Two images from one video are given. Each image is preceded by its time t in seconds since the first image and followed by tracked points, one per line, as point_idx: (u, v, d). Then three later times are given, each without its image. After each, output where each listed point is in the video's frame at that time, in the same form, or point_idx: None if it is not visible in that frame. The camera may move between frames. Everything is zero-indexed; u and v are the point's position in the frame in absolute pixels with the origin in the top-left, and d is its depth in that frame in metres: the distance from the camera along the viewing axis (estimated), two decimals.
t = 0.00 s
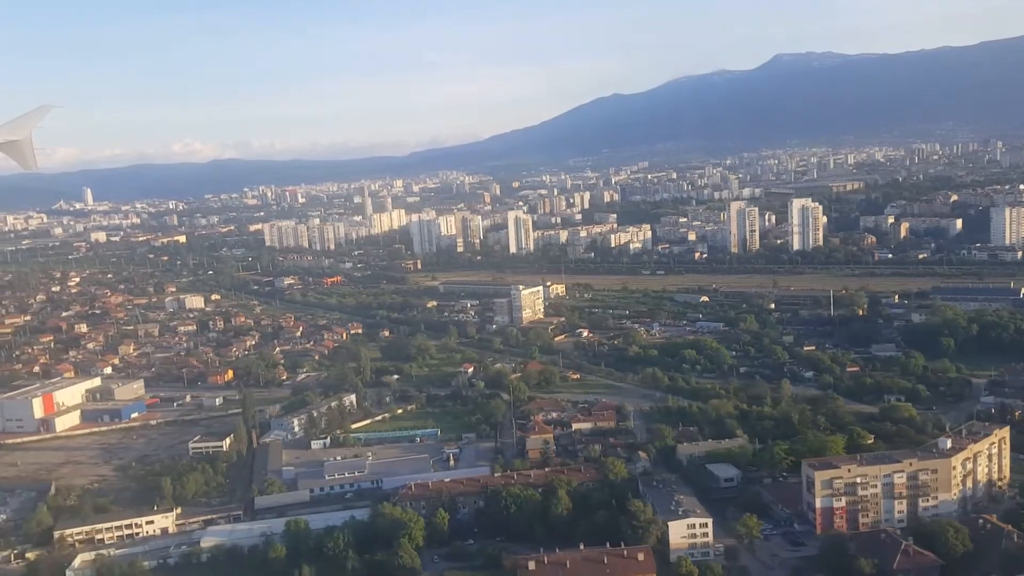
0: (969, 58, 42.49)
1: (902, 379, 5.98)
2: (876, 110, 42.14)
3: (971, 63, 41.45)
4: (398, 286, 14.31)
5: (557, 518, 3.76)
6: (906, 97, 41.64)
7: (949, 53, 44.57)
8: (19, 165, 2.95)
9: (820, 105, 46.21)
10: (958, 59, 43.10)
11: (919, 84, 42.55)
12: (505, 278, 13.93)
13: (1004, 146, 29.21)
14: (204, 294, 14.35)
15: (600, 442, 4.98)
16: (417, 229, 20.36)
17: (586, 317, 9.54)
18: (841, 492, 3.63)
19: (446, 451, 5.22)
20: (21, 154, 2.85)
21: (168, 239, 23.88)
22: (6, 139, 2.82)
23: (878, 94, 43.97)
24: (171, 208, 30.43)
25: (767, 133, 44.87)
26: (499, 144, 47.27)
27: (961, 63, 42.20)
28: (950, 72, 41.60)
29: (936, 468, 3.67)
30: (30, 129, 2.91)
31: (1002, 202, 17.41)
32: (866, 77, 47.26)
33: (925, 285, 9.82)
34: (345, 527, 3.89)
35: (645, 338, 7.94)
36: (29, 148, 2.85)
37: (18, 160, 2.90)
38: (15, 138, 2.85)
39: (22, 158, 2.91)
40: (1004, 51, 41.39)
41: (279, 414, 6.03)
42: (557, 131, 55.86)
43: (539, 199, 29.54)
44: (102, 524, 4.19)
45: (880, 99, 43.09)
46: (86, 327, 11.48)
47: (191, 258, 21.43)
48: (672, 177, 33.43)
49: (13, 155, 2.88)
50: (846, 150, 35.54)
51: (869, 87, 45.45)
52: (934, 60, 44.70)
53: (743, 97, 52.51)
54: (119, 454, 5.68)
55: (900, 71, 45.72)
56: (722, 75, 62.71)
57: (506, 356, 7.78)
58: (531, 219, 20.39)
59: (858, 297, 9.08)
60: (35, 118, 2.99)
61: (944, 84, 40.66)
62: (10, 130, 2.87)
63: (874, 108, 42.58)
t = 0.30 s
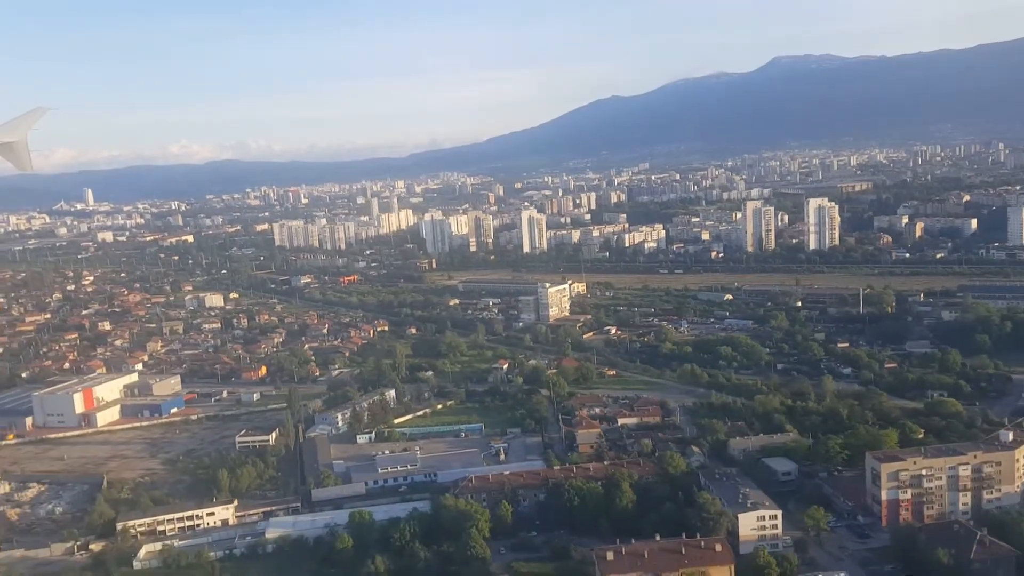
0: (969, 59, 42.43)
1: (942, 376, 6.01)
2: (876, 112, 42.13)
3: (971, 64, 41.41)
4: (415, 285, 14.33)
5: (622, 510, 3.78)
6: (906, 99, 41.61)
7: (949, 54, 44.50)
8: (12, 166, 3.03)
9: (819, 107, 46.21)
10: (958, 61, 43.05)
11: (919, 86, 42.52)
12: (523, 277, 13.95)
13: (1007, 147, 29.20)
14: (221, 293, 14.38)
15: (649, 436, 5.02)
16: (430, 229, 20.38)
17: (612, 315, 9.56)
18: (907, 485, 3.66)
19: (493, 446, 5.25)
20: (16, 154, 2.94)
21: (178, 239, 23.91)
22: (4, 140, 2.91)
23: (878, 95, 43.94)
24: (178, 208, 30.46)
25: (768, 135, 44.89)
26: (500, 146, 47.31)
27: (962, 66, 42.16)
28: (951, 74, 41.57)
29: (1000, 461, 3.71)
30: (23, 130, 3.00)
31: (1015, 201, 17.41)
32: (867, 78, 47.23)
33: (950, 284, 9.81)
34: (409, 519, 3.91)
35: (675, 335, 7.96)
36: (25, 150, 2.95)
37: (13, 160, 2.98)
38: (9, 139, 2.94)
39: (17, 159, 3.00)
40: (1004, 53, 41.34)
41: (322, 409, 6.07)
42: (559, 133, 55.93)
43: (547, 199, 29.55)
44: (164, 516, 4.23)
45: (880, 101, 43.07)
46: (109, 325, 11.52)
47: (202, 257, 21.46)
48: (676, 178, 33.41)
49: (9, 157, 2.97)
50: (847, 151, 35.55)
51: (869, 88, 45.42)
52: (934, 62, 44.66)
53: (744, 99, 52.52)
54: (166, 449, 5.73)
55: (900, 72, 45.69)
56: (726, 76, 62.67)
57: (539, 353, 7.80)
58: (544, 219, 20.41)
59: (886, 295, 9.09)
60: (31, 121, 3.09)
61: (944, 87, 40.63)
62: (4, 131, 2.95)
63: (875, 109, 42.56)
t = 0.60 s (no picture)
0: (972, 65, 42.43)
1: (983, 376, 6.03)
2: (877, 117, 42.16)
3: (973, 70, 41.45)
4: (434, 284, 14.35)
5: (687, 505, 3.80)
6: (909, 104, 41.62)
7: (950, 60, 44.54)
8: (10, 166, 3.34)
9: (821, 112, 46.23)
10: (960, 67, 43.06)
11: (921, 91, 42.54)
12: (543, 278, 13.97)
13: (1010, 154, 29.20)
14: (240, 290, 14.40)
15: (698, 434, 5.04)
16: (444, 229, 20.41)
17: (639, 315, 9.59)
18: (972, 482, 3.69)
19: (541, 441, 5.28)
20: (14, 156, 3.26)
21: (188, 237, 23.91)
22: (3, 142, 3.21)
23: (879, 100, 43.97)
24: (185, 207, 30.44)
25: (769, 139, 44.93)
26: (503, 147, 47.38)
27: (964, 72, 42.19)
28: (953, 80, 41.60)
29: None
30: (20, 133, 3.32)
31: None
32: (868, 83, 47.28)
33: (976, 288, 9.82)
34: (473, 512, 3.94)
35: (706, 335, 7.98)
36: (23, 151, 3.26)
37: (10, 161, 3.29)
38: (8, 140, 3.25)
39: (14, 160, 3.30)
40: (1006, 59, 41.33)
41: (365, 405, 6.10)
42: (561, 136, 55.96)
43: (556, 200, 29.56)
44: (226, 507, 4.27)
45: (882, 106, 43.11)
46: (133, 321, 11.55)
47: (214, 256, 21.47)
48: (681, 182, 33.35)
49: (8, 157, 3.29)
50: (851, 155, 35.58)
51: (871, 93, 45.45)
52: (935, 68, 44.69)
53: (746, 103, 52.57)
54: (211, 442, 5.77)
55: (901, 78, 45.73)
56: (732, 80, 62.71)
57: (571, 352, 7.83)
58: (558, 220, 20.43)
59: (914, 298, 9.11)
60: (31, 123, 3.39)
61: (946, 92, 40.65)
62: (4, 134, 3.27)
63: (876, 115, 42.60)
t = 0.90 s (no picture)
0: (977, 68, 42.41)
1: None
2: (880, 120, 42.17)
3: (975, 73, 41.45)
4: (454, 284, 14.37)
5: (755, 499, 3.82)
6: (912, 107, 41.63)
7: (953, 63, 44.55)
8: (7, 173, 3.32)
9: (825, 114, 46.24)
10: (965, 70, 43.05)
11: (924, 94, 42.55)
12: (564, 278, 13.98)
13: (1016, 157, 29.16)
14: (261, 290, 14.43)
15: (750, 430, 5.06)
16: (459, 229, 20.44)
17: (668, 314, 9.61)
18: None
19: (590, 436, 5.30)
20: (14, 164, 3.23)
21: (201, 237, 23.95)
22: (2, 150, 3.19)
23: (882, 103, 43.97)
24: (195, 207, 30.50)
25: (772, 141, 44.95)
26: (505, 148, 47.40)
27: (967, 75, 42.19)
28: (956, 83, 41.60)
29: None
30: (21, 142, 3.29)
31: None
32: (872, 85, 47.27)
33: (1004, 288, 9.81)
34: (539, 505, 3.96)
35: (739, 334, 7.99)
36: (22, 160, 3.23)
37: (9, 169, 3.26)
38: (9, 149, 3.22)
39: (12, 168, 3.28)
40: (1010, 61, 41.31)
41: (410, 402, 6.12)
42: (566, 137, 55.98)
43: (567, 201, 29.59)
44: (289, 500, 4.31)
45: (884, 109, 43.11)
46: (159, 319, 11.58)
47: (228, 256, 21.50)
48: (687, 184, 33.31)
49: (7, 165, 3.25)
50: (857, 158, 35.60)
51: (875, 95, 45.43)
52: (938, 71, 44.71)
53: (748, 105, 52.57)
54: (260, 438, 5.80)
55: (903, 80, 45.75)
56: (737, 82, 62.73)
57: (606, 350, 7.85)
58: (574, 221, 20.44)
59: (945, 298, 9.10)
60: (29, 131, 3.37)
61: (949, 95, 40.66)
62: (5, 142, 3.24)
63: (879, 117, 42.61)
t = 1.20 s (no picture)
0: (983, 68, 42.30)
1: None
2: (883, 121, 42.09)
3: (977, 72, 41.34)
4: (475, 283, 14.37)
5: (823, 494, 3.84)
6: (914, 108, 41.58)
7: (956, 64, 44.43)
8: (10, 181, 3.52)
9: (831, 114, 46.15)
10: (972, 70, 42.93)
11: (930, 93, 42.43)
12: (586, 277, 13.96)
13: None
14: (283, 288, 14.44)
15: (803, 426, 5.08)
16: (476, 229, 20.45)
17: (699, 313, 9.61)
18: None
19: (641, 432, 5.32)
20: (16, 175, 3.43)
21: (214, 236, 23.97)
22: (4, 162, 3.39)
23: (885, 104, 43.89)
24: (207, 207, 30.54)
25: (775, 143, 44.89)
26: (510, 148, 47.35)
27: (971, 76, 42.08)
28: (958, 83, 41.49)
29: None
30: (25, 152, 3.48)
31: None
32: (878, 85, 47.17)
33: None
34: (605, 499, 3.98)
35: (775, 332, 8.00)
36: (26, 170, 3.44)
37: (12, 179, 3.47)
38: (12, 160, 3.42)
39: (14, 177, 3.48)
40: (1017, 61, 41.19)
41: (455, 398, 6.15)
42: (572, 137, 55.96)
43: (578, 202, 29.57)
44: (353, 493, 4.34)
45: (888, 109, 43.02)
46: (187, 317, 11.61)
47: (243, 255, 21.51)
48: (696, 184, 33.23)
49: (10, 175, 3.46)
50: (864, 159, 35.53)
51: (881, 95, 45.32)
52: (941, 71, 44.55)
53: (752, 105, 52.52)
54: (309, 433, 5.83)
55: (907, 81, 45.64)
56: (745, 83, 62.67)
57: (642, 349, 7.87)
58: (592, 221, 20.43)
59: (978, 297, 9.09)
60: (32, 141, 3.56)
61: (954, 95, 40.56)
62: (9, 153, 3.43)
63: (882, 118, 42.52)
